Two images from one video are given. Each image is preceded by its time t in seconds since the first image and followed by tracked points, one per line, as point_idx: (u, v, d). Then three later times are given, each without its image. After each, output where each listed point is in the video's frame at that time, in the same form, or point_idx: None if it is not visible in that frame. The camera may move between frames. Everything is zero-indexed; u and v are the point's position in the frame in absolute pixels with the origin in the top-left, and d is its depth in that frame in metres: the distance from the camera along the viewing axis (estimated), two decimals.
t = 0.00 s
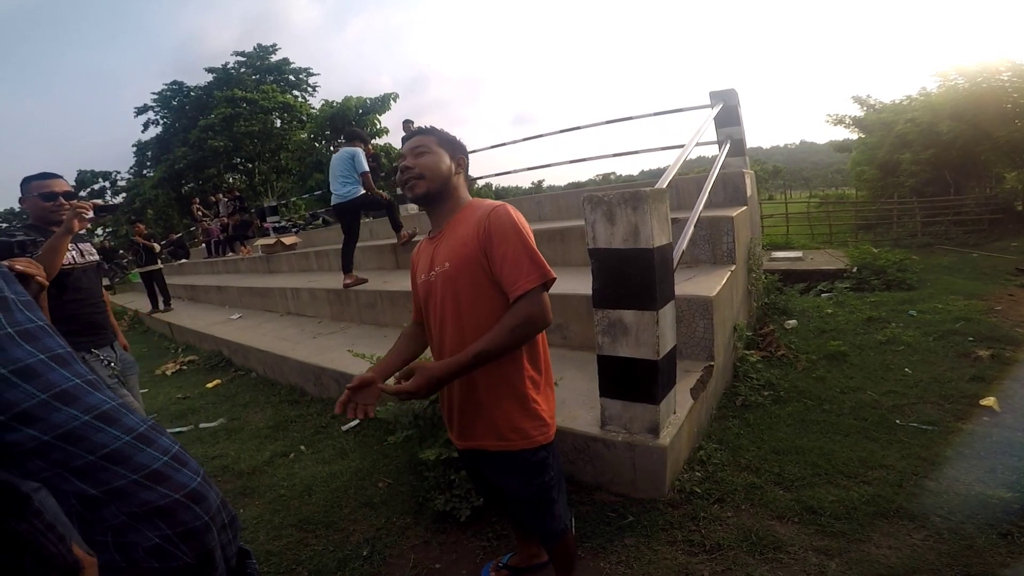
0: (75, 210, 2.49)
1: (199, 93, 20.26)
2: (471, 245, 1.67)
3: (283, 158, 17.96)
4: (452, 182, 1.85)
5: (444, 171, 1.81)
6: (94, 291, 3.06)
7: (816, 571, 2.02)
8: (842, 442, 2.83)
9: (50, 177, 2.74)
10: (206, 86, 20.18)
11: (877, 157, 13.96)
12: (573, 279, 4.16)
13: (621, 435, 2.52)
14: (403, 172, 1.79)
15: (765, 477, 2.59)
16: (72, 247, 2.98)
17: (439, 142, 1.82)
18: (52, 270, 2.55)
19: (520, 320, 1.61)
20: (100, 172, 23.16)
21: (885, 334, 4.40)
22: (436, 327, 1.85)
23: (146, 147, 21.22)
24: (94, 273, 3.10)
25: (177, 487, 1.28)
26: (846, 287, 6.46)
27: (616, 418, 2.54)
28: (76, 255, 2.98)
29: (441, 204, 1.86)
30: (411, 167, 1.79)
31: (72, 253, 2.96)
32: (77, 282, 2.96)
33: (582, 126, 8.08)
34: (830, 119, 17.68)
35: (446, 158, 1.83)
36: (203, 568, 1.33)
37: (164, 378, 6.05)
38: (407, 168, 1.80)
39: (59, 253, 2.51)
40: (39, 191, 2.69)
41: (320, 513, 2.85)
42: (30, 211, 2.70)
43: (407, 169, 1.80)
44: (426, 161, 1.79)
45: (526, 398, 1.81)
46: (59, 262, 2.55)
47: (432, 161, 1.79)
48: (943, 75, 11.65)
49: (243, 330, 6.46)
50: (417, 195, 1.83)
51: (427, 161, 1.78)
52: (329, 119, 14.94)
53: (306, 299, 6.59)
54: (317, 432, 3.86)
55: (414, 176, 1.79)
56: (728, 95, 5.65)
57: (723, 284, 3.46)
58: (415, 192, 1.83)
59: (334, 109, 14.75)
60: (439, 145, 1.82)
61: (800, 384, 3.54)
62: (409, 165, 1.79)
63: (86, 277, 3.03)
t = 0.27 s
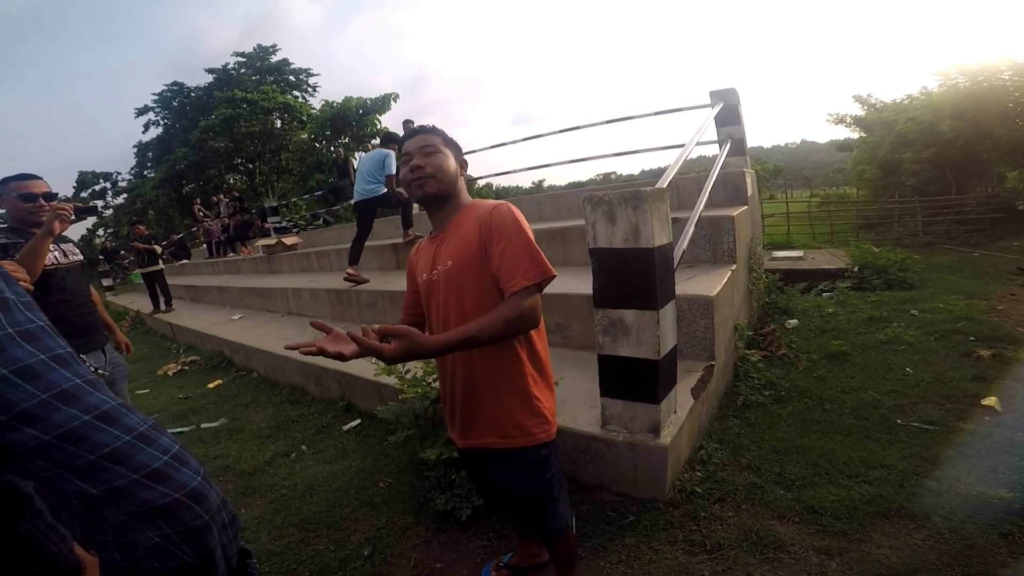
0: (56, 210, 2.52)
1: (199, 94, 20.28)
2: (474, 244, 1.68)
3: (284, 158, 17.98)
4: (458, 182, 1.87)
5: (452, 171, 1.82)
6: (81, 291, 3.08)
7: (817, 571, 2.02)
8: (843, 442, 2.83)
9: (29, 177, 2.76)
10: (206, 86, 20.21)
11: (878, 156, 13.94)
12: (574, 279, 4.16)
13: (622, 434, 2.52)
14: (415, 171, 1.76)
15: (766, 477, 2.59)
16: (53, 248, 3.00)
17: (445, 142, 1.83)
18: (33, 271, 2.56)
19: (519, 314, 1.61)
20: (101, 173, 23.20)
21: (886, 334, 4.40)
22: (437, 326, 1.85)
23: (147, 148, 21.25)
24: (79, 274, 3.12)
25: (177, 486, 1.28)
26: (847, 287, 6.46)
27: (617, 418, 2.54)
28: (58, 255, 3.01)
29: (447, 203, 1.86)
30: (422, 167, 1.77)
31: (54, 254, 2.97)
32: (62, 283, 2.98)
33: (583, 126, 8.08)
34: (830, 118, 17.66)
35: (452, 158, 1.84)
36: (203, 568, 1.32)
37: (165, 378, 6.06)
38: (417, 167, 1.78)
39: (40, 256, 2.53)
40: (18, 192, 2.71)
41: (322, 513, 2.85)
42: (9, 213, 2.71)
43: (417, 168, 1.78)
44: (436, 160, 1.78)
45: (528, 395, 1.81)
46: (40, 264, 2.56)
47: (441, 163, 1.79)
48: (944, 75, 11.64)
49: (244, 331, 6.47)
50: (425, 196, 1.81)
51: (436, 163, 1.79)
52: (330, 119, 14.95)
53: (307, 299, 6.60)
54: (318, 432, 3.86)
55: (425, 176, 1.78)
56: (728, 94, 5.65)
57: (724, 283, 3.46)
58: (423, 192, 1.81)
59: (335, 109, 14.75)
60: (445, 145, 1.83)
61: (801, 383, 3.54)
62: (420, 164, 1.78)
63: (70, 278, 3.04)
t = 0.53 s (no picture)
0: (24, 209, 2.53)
1: (201, 93, 20.29)
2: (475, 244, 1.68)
3: (285, 158, 18.00)
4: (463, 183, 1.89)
5: (460, 171, 1.84)
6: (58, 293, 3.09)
7: (819, 571, 2.02)
8: (845, 441, 2.82)
9: None
10: (208, 86, 20.23)
11: (881, 155, 13.91)
12: (576, 279, 4.16)
13: (623, 434, 2.52)
14: (425, 168, 1.76)
15: (768, 477, 2.58)
16: (25, 250, 3.03)
17: (452, 142, 1.85)
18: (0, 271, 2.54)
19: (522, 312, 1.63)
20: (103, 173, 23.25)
21: (889, 333, 4.39)
22: (438, 327, 1.85)
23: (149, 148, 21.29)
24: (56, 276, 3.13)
25: (178, 485, 1.28)
26: (849, 286, 6.45)
27: (618, 417, 2.54)
28: (32, 256, 3.04)
29: (452, 204, 1.86)
30: (431, 165, 1.78)
31: (26, 256, 2.98)
32: (37, 285, 2.99)
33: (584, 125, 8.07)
34: (832, 117, 17.63)
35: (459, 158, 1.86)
36: (205, 567, 1.32)
37: (168, 377, 6.07)
38: (427, 165, 1.78)
39: (7, 256, 2.51)
40: None
41: (323, 512, 2.86)
42: None
43: (426, 166, 1.78)
44: (445, 159, 1.80)
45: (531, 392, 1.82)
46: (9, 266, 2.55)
47: (450, 164, 1.81)
48: (946, 73, 11.60)
49: (246, 330, 6.48)
50: (429, 196, 1.81)
51: (445, 164, 1.80)
52: (331, 119, 14.95)
53: (308, 299, 6.61)
54: (320, 431, 3.87)
55: (433, 174, 1.78)
56: (730, 94, 5.64)
57: (725, 283, 3.46)
58: (431, 190, 1.80)
59: (336, 109, 14.75)
60: (453, 145, 1.85)
61: (803, 383, 3.53)
62: (429, 162, 1.78)
63: (41, 280, 3.03)
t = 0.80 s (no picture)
0: None
1: (202, 93, 20.30)
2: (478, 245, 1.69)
3: (287, 158, 18.02)
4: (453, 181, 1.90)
5: (449, 170, 1.85)
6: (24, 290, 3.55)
7: (819, 571, 2.02)
8: (845, 442, 2.82)
9: None
10: (210, 86, 20.24)
11: (882, 156, 13.89)
12: (576, 279, 4.15)
13: (623, 434, 2.52)
14: (417, 171, 1.77)
15: (768, 477, 2.58)
16: None
17: (438, 142, 1.86)
18: None
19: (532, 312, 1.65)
20: (104, 172, 23.27)
21: (890, 334, 4.38)
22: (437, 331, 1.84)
23: (150, 147, 21.31)
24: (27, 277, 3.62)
25: (175, 486, 1.29)
26: (850, 287, 6.44)
27: (618, 418, 2.54)
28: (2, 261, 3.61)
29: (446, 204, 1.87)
30: (422, 167, 1.78)
31: None
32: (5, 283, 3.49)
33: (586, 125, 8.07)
34: (834, 118, 17.61)
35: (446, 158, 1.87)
36: (201, 568, 1.33)
37: (168, 377, 6.07)
38: (418, 167, 1.78)
39: None
40: None
41: (323, 512, 2.86)
42: None
43: (417, 168, 1.78)
44: (433, 159, 1.81)
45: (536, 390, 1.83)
46: None
47: (439, 164, 1.81)
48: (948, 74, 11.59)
49: (246, 329, 6.48)
50: (422, 198, 1.80)
51: (434, 164, 1.80)
52: (332, 118, 14.94)
53: (309, 298, 6.61)
54: (320, 431, 3.87)
55: (425, 176, 1.78)
56: (732, 94, 5.63)
57: (726, 283, 3.45)
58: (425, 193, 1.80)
59: (338, 109, 14.75)
60: (439, 145, 1.86)
61: (804, 384, 3.53)
62: (419, 164, 1.78)
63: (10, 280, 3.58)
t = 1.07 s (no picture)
0: None
1: (203, 92, 20.30)
2: (480, 243, 1.69)
3: (287, 157, 18.02)
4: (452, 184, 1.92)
5: (449, 172, 1.87)
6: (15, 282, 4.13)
7: (817, 572, 2.02)
8: (844, 443, 2.82)
9: None
10: (210, 85, 20.24)
11: (882, 158, 13.91)
12: (576, 279, 4.15)
13: (622, 435, 2.52)
14: (422, 174, 1.78)
15: (767, 478, 2.58)
16: None
17: (437, 143, 1.88)
18: None
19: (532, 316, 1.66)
20: (104, 171, 23.25)
21: (889, 336, 4.38)
22: (437, 331, 1.83)
23: (151, 146, 21.30)
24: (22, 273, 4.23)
25: (171, 487, 1.28)
26: (849, 289, 6.45)
27: (618, 418, 2.54)
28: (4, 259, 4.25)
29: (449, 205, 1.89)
30: (426, 170, 1.80)
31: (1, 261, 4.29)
32: None
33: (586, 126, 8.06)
34: (834, 119, 17.61)
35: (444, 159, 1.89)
36: (196, 569, 1.33)
37: (167, 376, 6.06)
38: (423, 170, 1.80)
39: None
40: None
41: (322, 512, 2.85)
42: None
43: (423, 171, 1.80)
44: (436, 161, 1.83)
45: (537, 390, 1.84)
46: None
47: (439, 165, 1.84)
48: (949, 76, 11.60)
49: (246, 329, 6.48)
50: (427, 201, 1.81)
51: (436, 165, 1.82)
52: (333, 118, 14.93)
53: (309, 298, 6.61)
54: (319, 431, 3.87)
55: (429, 178, 1.80)
56: (733, 95, 5.64)
57: (726, 284, 3.45)
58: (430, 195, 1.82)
59: (338, 108, 14.73)
60: (438, 146, 1.88)
61: (802, 384, 3.53)
62: (423, 167, 1.80)
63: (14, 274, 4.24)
